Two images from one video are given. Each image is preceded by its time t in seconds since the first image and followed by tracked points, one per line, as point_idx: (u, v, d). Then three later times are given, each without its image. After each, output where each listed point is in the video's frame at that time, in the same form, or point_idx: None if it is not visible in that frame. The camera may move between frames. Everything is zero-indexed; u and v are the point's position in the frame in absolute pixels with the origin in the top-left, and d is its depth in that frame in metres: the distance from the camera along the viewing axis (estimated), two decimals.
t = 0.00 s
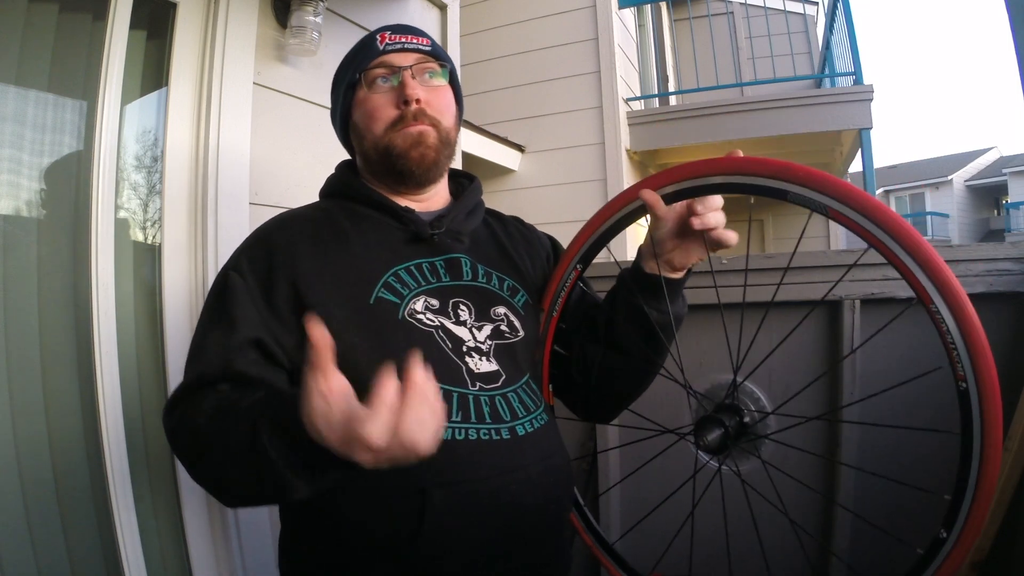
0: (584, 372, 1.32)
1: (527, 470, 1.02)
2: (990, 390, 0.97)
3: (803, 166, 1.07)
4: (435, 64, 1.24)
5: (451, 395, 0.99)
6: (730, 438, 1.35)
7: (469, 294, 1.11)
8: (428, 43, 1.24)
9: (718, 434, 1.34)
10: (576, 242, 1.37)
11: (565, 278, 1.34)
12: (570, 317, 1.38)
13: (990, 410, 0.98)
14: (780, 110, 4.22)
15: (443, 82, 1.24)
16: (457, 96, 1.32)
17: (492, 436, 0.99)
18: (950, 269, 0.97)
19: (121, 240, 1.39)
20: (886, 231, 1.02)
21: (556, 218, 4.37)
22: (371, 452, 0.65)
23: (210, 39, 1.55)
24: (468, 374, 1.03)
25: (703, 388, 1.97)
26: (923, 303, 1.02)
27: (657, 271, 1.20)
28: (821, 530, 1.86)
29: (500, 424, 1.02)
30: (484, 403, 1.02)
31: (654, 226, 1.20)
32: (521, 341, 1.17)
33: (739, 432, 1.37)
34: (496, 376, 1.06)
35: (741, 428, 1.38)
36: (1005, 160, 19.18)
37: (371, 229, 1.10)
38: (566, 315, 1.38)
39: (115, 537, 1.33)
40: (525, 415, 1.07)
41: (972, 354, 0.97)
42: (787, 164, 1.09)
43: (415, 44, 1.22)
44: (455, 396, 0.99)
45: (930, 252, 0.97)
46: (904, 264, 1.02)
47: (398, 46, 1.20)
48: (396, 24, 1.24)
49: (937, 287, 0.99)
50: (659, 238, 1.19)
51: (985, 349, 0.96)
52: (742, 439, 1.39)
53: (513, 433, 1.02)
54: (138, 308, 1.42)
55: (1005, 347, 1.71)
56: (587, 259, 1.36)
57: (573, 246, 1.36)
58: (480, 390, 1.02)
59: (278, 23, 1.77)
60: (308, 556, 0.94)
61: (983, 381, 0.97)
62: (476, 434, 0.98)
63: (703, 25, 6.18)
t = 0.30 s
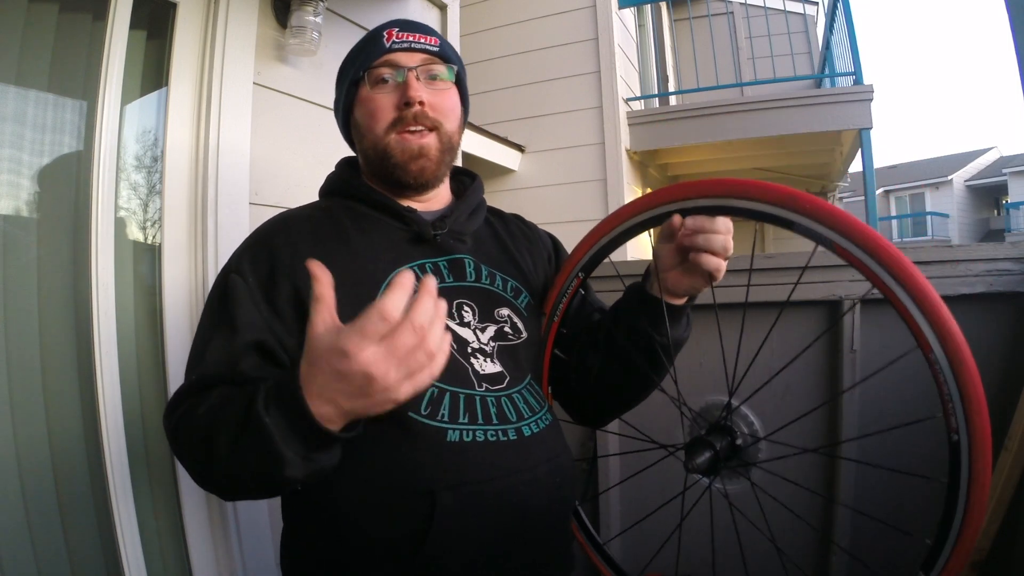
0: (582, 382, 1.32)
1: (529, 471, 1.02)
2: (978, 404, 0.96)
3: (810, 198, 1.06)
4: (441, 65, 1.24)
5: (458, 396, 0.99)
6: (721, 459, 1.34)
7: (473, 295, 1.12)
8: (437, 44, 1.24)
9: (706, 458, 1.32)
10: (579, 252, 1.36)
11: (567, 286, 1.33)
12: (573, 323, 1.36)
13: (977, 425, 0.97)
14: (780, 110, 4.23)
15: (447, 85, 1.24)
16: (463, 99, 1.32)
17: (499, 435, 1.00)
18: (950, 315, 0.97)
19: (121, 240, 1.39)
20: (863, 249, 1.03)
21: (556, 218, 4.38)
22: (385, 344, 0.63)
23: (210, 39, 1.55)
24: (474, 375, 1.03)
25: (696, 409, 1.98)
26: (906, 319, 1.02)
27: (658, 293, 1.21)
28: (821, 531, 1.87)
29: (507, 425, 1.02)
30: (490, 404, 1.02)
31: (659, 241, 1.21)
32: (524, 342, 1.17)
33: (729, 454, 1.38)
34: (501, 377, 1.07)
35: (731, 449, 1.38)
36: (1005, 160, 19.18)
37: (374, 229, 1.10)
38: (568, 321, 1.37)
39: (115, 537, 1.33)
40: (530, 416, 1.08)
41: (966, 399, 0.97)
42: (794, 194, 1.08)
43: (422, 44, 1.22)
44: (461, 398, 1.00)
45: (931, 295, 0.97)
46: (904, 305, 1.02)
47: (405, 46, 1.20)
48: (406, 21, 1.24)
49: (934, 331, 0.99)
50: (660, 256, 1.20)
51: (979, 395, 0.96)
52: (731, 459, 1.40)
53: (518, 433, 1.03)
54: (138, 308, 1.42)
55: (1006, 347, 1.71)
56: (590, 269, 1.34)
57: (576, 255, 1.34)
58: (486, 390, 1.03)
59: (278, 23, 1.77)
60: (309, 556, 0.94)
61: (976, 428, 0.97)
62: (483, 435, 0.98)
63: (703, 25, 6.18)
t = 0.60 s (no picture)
0: (582, 382, 1.32)
1: (530, 471, 1.02)
2: (981, 400, 0.97)
3: (815, 196, 1.06)
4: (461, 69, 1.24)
5: (458, 398, 0.98)
6: (723, 458, 1.34)
7: (476, 295, 1.12)
8: (460, 49, 1.25)
9: (709, 456, 1.31)
10: (579, 252, 1.34)
11: (567, 285, 1.32)
12: (573, 323, 1.36)
13: (979, 423, 0.98)
14: (780, 110, 4.23)
15: (465, 89, 1.24)
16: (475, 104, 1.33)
17: (501, 437, 1.00)
18: (953, 313, 0.97)
19: (120, 240, 1.39)
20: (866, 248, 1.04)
21: (556, 218, 4.38)
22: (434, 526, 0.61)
23: (210, 39, 1.55)
24: (476, 376, 1.03)
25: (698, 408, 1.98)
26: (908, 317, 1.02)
27: (659, 292, 1.22)
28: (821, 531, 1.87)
29: (508, 426, 1.02)
30: (492, 406, 1.02)
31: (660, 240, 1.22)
32: (525, 343, 1.17)
33: (732, 452, 1.39)
34: (503, 377, 1.07)
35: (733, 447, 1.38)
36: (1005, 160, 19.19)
37: (376, 227, 1.10)
38: (569, 322, 1.37)
39: (115, 537, 1.33)
40: (531, 417, 1.08)
41: (967, 398, 0.98)
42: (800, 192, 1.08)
43: (446, 46, 1.22)
44: (462, 399, 0.99)
45: (934, 294, 0.98)
46: (906, 303, 1.02)
47: (430, 45, 1.20)
48: (431, 20, 1.24)
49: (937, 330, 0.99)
50: (660, 256, 1.21)
51: (981, 394, 0.97)
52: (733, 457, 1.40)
53: (519, 435, 1.03)
54: (138, 308, 1.42)
55: (1006, 347, 1.71)
56: (589, 268, 1.33)
57: (576, 254, 1.33)
58: (487, 392, 1.03)
59: (278, 23, 1.77)
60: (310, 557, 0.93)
61: (978, 427, 0.98)
62: (483, 437, 0.98)
63: (703, 25, 6.18)
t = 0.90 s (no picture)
0: (578, 382, 1.31)
1: (530, 472, 1.02)
2: (977, 411, 0.96)
3: (813, 202, 1.05)
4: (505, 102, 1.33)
5: (458, 401, 0.99)
6: (719, 460, 1.33)
7: (474, 295, 1.12)
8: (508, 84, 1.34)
9: (706, 458, 1.31)
10: (576, 252, 1.33)
11: (564, 286, 1.31)
12: (569, 324, 1.36)
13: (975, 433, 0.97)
14: (780, 110, 4.23)
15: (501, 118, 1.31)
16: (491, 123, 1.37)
17: (500, 441, 1.00)
18: (952, 324, 0.95)
19: (121, 240, 1.39)
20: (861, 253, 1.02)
21: (556, 218, 4.38)
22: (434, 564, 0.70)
23: (210, 39, 1.55)
24: (473, 378, 1.03)
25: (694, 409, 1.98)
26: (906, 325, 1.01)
27: (655, 296, 1.22)
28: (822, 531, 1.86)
29: (506, 429, 1.03)
30: (490, 409, 1.02)
31: (656, 238, 1.22)
32: (523, 343, 1.18)
33: (729, 453, 1.38)
34: (501, 378, 1.07)
35: (729, 449, 1.38)
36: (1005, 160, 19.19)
37: (374, 227, 1.10)
38: (565, 323, 1.36)
39: (115, 537, 1.33)
40: (530, 419, 1.09)
41: (965, 407, 0.97)
42: (798, 198, 1.07)
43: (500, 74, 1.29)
44: (462, 402, 0.99)
45: (933, 302, 0.96)
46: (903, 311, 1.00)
47: (496, 72, 1.27)
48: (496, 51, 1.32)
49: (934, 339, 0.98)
50: (655, 259, 1.20)
51: (978, 404, 0.96)
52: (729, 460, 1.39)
53: (518, 437, 1.04)
54: (138, 308, 1.42)
55: (1006, 348, 1.71)
56: (588, 268, 1.32)
57: (573, 255, 1.32)
58: (485, 395, 1.03)
59: (278, 23, 1.77)
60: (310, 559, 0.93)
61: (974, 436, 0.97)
62: (483, 440, 0.98)
63: (703, 25, 6.18)
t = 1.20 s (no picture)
0: (576, 386, 1.31)
1: (531, 474, 1.02)
2: (965, 421, 0.95)
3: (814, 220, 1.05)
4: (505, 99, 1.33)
5: (463, 404, 0.99)
6: (715, 466, 1.33)
7: (477, 298, 1.12)
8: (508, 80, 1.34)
9: (703, 466, 1.32)
10: (575, 260, 1.30)
11: (563, 291, 1.30)
12: (568, 329, 1.36)
13: (964, 456, 0.96)
14: (780, 110, 4.23)
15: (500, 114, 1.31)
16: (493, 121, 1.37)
17: (505, 445, 1.00)
18: (947, 350, 0.95)
19: (120, 240, 1.39)
20: (847, 262, 1.03)
21: (556, 218, 4.38)
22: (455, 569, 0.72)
23: (210, 39, 1.55)
24: (478, 382, 1.03)
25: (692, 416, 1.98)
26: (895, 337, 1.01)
27: (654, 304, 1.22)
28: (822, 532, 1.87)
29: (510, 433, 1.03)
30: (495, 413, 1.02)
31: (654, 246, 1.21)
32: (524, 346, 1.18)
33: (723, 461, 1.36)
34: (504, 382, 1.07)
35: (726, 456, 1.37)
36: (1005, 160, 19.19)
37: (375, 227, 1.10)
38: (563, 326, 1.36)
39: (115, 537, 1.33)
40: (533, 422, 1.09)
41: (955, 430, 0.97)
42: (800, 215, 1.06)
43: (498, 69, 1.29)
44: (467, 406, 0.99)
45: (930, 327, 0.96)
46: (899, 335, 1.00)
47: (496, 69, 1.28)
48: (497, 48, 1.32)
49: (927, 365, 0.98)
50: (658, 268, 1.20)
51: (968, 430, 0.95)
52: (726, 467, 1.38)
53: (522, 441, 1.04)
54: (138, 309, 1.42)
55: (1006, 348, 1.71)
56: (589, 276, 1.30)
57: (573, 262, 1.30)
58: (490, 399, 1.03)
59: (278, 23, 1.77)
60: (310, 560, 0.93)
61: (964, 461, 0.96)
62: (488, 444, 0.98)
63: (703, 24, 6.18)
